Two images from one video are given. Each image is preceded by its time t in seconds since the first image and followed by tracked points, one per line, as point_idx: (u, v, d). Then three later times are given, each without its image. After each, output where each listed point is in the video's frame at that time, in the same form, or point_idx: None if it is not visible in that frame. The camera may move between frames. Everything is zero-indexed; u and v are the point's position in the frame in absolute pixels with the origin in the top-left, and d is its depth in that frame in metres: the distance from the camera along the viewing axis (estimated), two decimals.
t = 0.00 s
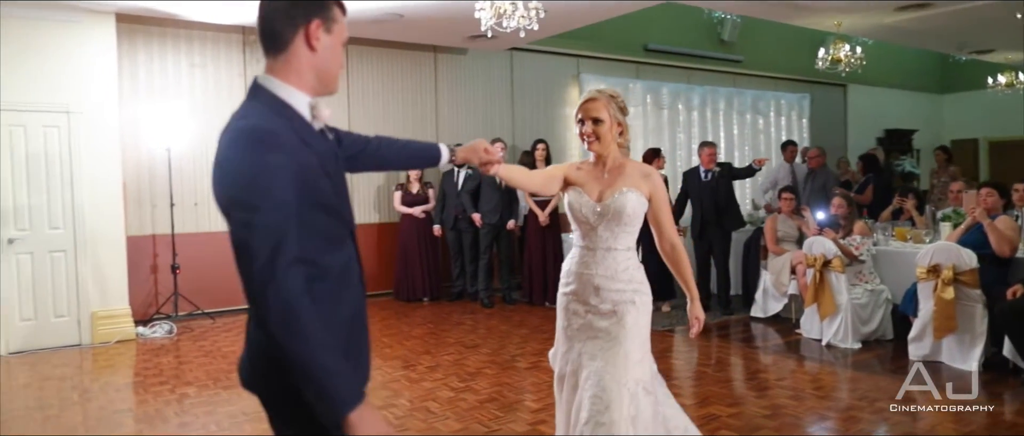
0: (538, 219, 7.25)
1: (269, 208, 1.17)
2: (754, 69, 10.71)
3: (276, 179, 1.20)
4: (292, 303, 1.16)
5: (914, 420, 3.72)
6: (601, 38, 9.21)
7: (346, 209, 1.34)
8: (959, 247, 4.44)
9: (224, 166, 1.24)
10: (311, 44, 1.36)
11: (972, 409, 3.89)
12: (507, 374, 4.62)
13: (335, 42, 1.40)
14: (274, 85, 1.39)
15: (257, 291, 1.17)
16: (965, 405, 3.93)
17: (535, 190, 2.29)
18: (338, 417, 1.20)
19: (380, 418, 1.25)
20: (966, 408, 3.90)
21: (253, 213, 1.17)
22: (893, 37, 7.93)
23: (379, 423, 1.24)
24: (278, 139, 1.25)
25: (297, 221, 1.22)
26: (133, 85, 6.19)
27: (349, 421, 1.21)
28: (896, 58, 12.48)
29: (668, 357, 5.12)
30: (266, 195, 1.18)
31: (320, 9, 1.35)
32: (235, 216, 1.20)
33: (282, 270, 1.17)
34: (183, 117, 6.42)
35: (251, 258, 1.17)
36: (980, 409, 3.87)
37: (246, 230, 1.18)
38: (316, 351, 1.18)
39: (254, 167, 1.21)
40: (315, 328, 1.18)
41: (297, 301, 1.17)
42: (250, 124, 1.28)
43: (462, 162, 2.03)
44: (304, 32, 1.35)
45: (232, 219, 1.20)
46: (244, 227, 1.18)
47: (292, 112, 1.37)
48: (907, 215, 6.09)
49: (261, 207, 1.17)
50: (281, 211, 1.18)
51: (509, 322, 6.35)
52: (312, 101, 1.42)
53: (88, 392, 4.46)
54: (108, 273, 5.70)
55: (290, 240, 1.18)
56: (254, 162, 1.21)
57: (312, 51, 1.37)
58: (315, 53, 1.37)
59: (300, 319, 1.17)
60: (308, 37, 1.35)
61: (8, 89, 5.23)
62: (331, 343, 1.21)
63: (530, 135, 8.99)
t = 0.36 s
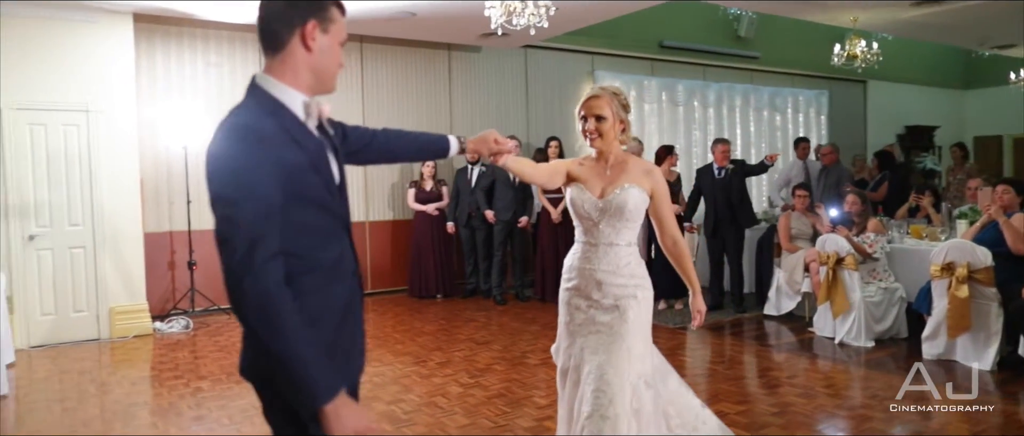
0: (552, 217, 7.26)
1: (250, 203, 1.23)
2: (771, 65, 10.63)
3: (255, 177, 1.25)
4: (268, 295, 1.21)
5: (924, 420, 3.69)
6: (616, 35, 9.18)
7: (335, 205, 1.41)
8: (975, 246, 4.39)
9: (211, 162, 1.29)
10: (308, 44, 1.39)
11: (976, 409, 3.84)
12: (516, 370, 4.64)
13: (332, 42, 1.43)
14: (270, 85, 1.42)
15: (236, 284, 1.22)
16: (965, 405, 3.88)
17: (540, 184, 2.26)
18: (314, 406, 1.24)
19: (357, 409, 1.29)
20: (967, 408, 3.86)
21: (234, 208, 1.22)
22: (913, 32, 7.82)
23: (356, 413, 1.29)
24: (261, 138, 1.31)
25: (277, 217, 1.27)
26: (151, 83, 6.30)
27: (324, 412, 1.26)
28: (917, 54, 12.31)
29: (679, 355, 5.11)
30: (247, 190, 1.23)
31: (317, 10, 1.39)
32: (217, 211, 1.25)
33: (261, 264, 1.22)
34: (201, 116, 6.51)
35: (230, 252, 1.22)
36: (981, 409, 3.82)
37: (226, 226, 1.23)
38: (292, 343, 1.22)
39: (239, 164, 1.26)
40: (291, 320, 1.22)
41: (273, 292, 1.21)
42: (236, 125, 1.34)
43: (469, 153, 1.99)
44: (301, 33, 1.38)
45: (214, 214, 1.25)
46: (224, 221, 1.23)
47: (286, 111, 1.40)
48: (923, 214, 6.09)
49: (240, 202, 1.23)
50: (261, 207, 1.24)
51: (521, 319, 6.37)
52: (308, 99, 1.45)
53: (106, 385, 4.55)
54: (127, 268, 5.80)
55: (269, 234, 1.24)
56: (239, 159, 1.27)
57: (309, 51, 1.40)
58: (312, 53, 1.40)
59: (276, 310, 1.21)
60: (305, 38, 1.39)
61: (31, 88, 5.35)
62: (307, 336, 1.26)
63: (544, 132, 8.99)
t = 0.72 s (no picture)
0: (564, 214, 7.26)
1: (233, 198, 1.26)
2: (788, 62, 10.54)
3: (244, 174, 1.29)
4: (246, 291, 1.25)
5: (933, 419, 3.66)
6: (631, 32, 9.15)
7: (325, 202, 1.44)
8: (990, 244, 4.34)
9: (200, 156, 1.33)
10: (304, 44, 1.42)
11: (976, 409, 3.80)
12: (526, 367, 4.66)
13: (329, 42, 1.45)
14: (266, 83, 1.45)
15: (217, 276, 1.26)
16: (966, 404, 3.84)
17: (540, 183, 2.28)
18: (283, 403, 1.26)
19: (331, 406, 1.29)
20: (967, 408, 3.82)
21: (218, 204, 1.26)
22: (931, 28, 7.73)
23: (329, 410, 1.29)
24: (253, 136, 1.34)
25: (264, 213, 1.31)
26: (168, 82, 6.39)
27: (295, 410, 1.27)
28: (938, 49, 12.14)
29: (690, 353, 5.09)
30: (232, 187, 1.26)
31: (313, 11, 1.41)
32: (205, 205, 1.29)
33: (240, 259, 1.25)
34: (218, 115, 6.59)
35: (213, 245, 1.26)
36: (981, 409, 3.78)
37: (210, 220, 1.27)
38: (266, 339, 1.25)
39: (228, 161, 1.30)
40: (267, 316, 1.26)
41: (252, 288, 1.25)
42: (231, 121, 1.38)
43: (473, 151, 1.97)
44: (297, 33, 1.41)
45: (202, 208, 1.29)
46: (208, 215, 1.27)
47: (281, 109, 1.43)
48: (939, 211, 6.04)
49: (226, 197, 1.26)
50: (246, 204, 1.26)
51: (532, 316, 6.39)
52: (304, 98, 1.47)
53: (121, 379, 4.62)
54: (144, 265, 5.89)
55: (253, 231, 1.27)
56: (227, 155, 1.30)
57: (305, 50, 1.42)
58: (307, 53, 1.43)
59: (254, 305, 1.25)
60: (300, 38, 1.41)
61: (53, 89, 5.46)
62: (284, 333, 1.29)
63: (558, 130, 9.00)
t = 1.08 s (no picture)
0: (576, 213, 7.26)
1: (228, 196, 1.27)
2: (805, 59, 10.44)
3: (239, 172, 1.30)
4: (230, 288, 1.27)
5: (943, 419, 3.62)
6: (646, 31, 9.12)
7: (321, 200, 1.46)
8: (1004, 242, 4.29)
9: (196, 151, 1.34)
10: (297, 45, 1.44)
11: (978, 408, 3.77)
12: (535, 365, 4.67)
13: (322, 42, 1.47)
14: (262, 83, 1.47)
15: (204, 273, 1.28)
16: (966, 405, 3.81)
17: (539, 184, 2.29)
18: (258, 404, 1.29)
19: (306, 409, 1.33)
20: (967, 408, 3.79)
21: (209, 201, 1.28)
22: (950, 24, 7.63)
23: (303, 412, 1.33)
24: (249, 133, 1.35)
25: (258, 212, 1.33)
26: (185, 82, 6.48)
27: (270, 410, 1.30)
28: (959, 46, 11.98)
29: (700, 351, 5.07)
30: (226, 185, 1.28)
31: (306, 11, 1.43)
32: (197, 199, 1.30)
33: (226, 257, 1.27)
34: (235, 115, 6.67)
35: (203, 243, 1.28)
36: (980, 409, 3.75)
37: (201, 217, 1.28)
38: (249, 337, 1.28)
39: (222, 158, 1.31)
40: (250, 315, 1.28)
41: (238, 288, 1.27)
42: (229, 117, 1.39)
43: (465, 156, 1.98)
44: (290, 34, 1.43)
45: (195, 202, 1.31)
46: (200, 211, 1.28)
47: (275, 109, 1.45)
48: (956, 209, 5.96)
49: (220, 195, 1.27)
50: (236, 201, 1.28)
51: (544, 314, 6.40)
52: (298, 98, 1.49)
53: (137, 375, 4.70)
54: (161, 263, 5.98)
55: (242, 229, 1.29)
56: (224, 152, 1.31)
57: (298, 51, 1.44)
58: (301, 53, 1.45)
59: (239, 305, 1.27)
60: (293, 40, 1.43)
61: (72, 89, 5.56)
62: (266, 331, 1.32)
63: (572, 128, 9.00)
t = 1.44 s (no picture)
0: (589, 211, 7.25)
1: (228, 197, 1.28)
2: (823, 56, 10.35)
3: (239, 173, 1.31)
4: (226, 288, 1.28)
5: (954, 419, 3.58)
6: (661, 29, 9.09)
7: (320, 200, 1.47)
8: (1019, 241, 4.24)
9: (198, 150, 1.35)
10: (291, 45, 1.46)
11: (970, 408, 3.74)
12: (545, 363, 4.69)
13: (316, 41, 1.50)
14: (258, 83, 1.50)
15: (199, 272, 1.29)
16: (965, 404, 3.78)
17: (535, 186, 2.31)
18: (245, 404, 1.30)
19: (291, 410, 1.36)
20: (967, 408, 3.75)
21: (209, 200, 1.29)
22: (969, 20, 7.52)
23: (289, 414, 1.36)
24: (250, 134, 1.35)
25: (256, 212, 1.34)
26: (202, 83, 6.57)
27: (257, 409, 1.32)
28: (981, 41, 11.81)
29: (711, 349, 5.06)
30: (225, 186, 1.29)
31: (298, 11, 1.45)
32: (197, 199, 1.31)
33: (223, 257, 1.29)
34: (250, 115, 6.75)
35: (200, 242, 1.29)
36: (980, 409, 3.72)
37: (199, 216, 1.29)
38: (243, 338, 1.30)
39: (221, 158, 1.32)
40: (244, 317, 1.30)
41: (232, 290, 1.29)
42: (231, 117, 1.40)
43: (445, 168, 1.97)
44: (284, 35, 1.46)
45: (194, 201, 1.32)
46: (199, 210, 1.29)
47: (271, 108, 1.47)
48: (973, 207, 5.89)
49: (219, 195, 1.28)
50: (235, 201, 1.29)
51: (557, 312, 6.41)
52: (296, 99, 1.53)
53: (153, 371, 4.78)
54: (178, 261, 6.08)
55: (239, 229, 1.30)
56: (225, 152, 1.31)
57: (292, 51, 1.47)
58: (295, 53, 1.48)
59: (233, 307, 1.29)
60: (287, 40, 1.46)
61: (90, 90, 5.66)
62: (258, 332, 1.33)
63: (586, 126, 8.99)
